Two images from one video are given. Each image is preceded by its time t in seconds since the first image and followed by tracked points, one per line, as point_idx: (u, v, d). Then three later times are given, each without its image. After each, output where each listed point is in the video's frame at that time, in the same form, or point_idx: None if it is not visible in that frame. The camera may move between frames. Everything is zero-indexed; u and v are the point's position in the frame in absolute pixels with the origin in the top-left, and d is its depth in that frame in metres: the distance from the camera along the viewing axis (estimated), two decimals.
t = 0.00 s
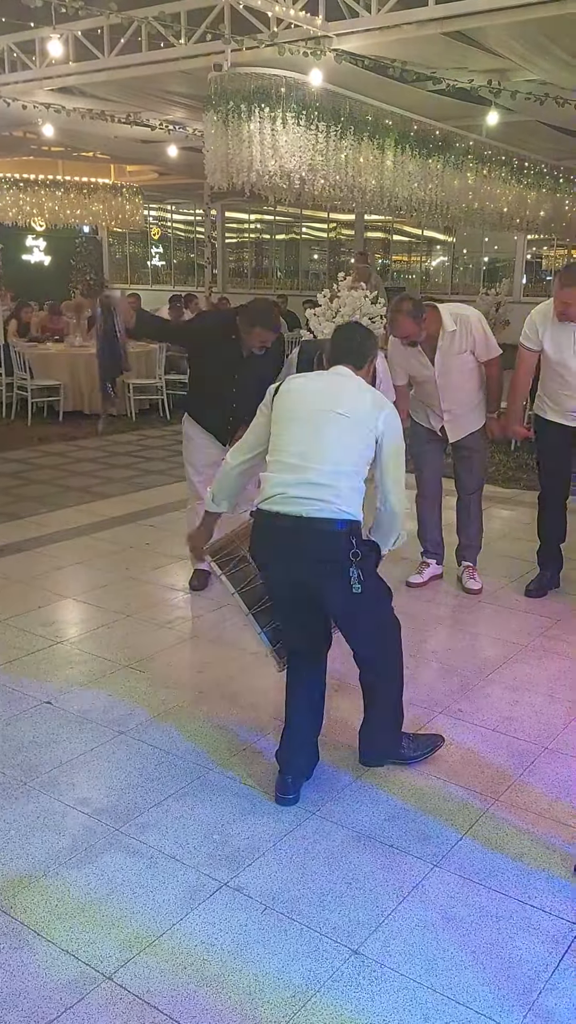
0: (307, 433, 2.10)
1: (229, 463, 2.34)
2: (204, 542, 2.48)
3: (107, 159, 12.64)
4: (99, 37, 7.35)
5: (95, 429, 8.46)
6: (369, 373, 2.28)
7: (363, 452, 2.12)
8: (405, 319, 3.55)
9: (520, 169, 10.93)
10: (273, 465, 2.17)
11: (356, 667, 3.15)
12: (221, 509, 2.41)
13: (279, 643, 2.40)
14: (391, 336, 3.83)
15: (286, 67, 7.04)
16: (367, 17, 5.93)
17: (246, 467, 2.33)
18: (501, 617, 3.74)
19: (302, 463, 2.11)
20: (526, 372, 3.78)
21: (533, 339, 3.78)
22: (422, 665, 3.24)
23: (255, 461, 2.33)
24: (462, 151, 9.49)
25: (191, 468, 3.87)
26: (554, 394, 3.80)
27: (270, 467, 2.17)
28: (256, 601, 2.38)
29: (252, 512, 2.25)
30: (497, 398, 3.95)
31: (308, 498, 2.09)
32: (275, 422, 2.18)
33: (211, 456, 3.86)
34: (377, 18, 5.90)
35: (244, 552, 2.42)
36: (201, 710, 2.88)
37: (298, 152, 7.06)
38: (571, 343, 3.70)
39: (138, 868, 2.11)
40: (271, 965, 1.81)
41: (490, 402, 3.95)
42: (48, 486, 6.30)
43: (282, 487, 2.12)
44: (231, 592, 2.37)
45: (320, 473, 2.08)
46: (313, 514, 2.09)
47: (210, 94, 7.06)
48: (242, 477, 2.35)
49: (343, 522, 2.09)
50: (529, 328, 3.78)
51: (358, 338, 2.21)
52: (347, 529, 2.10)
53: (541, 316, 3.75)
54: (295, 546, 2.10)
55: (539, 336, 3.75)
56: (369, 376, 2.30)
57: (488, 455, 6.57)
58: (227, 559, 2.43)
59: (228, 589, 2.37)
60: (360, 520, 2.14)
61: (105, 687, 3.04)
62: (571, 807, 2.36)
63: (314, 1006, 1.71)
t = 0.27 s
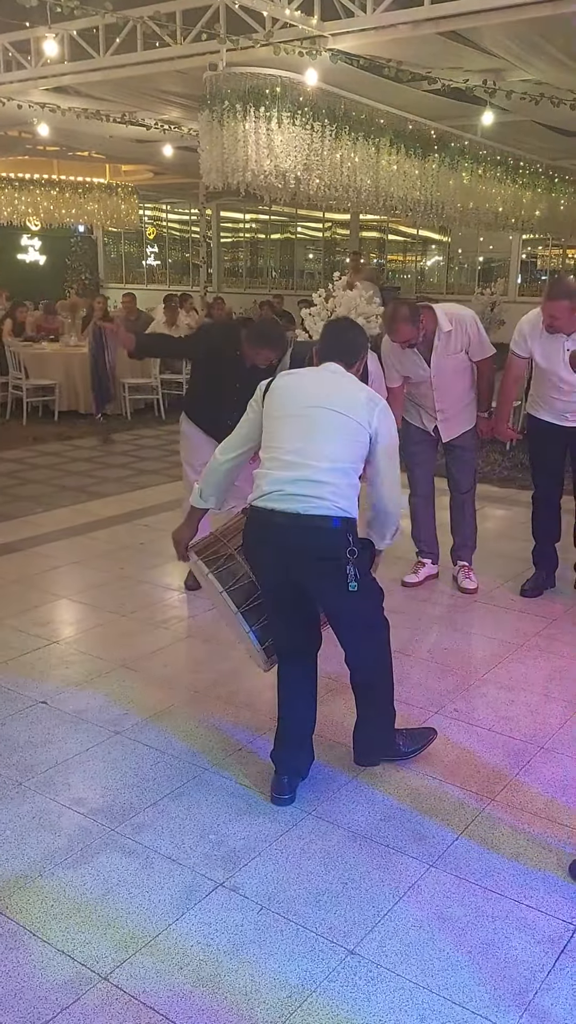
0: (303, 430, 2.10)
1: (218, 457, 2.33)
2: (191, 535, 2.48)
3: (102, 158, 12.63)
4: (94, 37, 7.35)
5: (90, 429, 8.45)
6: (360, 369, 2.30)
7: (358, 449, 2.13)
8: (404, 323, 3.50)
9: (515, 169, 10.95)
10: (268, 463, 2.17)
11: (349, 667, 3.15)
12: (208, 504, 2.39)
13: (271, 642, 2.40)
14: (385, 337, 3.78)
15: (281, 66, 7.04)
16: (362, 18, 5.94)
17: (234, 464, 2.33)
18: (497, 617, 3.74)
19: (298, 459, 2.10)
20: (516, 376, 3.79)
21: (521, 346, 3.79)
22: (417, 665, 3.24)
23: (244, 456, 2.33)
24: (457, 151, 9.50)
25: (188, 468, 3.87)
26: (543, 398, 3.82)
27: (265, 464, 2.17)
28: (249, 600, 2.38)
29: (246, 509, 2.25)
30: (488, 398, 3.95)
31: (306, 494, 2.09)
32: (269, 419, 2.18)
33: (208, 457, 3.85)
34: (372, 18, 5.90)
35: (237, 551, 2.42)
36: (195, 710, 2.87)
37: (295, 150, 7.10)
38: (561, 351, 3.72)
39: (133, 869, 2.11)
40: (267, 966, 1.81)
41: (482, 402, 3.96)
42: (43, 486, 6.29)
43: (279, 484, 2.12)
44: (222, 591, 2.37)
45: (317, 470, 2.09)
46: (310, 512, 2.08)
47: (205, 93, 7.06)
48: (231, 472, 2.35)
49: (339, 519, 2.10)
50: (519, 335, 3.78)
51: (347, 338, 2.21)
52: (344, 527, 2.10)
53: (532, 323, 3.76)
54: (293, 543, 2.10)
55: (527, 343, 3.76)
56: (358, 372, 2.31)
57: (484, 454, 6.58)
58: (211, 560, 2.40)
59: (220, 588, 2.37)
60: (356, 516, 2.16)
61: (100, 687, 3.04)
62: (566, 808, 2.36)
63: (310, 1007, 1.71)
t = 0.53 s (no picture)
0: (296, 429, 2.10)
1: (208, 455, 2.32)
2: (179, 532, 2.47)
3: (96, 157, 12.61)
4: (88, 35, 7.33)
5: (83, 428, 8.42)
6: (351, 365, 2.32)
7: (351, 446, 2.13)
8: (400, 325, 3.50)
9: (509, 168, 10.96)
10: (261, 461, 2.16)
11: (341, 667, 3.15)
12: (197, 500, 2.40)
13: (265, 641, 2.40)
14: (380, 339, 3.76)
15: (275, 65, 7.03)
16: (356, 17, 5.93)
17: (224, 462, 2.32)
18: (491, 616, 3.74)
19: (292, 459, 2.10)
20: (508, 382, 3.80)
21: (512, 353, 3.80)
22: (411, 665, 3.24)
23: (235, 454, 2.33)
24: (451, 151, 9.50)
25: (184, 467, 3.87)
26: (533, 399, 3.85)
27: (257, 462, 2.17)
28: (242, 598, 2.38)
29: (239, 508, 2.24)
30: (480, 398, 3.97)
31: (300, 494, 2.09)
32: (260, 418, 2.17)
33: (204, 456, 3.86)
34: (366, 16, 5.90)
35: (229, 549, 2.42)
36: (189, 710, 2.87)
37: (289, 149, 7.07)
38: (551, 357, 3.73)
39: (126, 869, 2.11)
40: (262, 965, 1.81)
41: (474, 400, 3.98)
42: (36, 485, 6.27)
43: (273, 484, 2.11)
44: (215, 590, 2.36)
45: (311, 470, 2.09)
46: (305, 511, 2.08)
47: (199, 92, 7.04)
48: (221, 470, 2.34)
49: (334, 518, 2.10)
50: (511, 338, 3.79)
51: (340, 335, 2.23)
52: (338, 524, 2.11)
53: (524, 328, 3.76)
54: (286, 541, 2.10)
55: (518, 350, 3.77)
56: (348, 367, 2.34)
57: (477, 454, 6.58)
58: (203, 561, 2.40)
59: (213, 587, 2.37)
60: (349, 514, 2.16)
61: (94, 687, 3.03)
62: (561, 808, 2.36)
63: (305, 1007, 1.70)
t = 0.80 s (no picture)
0: (292, 427, 2.10)
1: (206, 457, 2.33)
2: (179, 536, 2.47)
3: (94, 157, 12.60)
4: (85, 35, 7.33)
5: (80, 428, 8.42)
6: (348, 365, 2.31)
7: (346, 446, 2.14)
8: (395, 331, 3.49)
9: (507, 169, 10.97)
10: (257, 460, 2.16)
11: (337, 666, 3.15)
12: (197, 503, 2.40)
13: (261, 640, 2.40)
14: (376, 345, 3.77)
15: (273, 66, 7.02)
16: (354, 18, 5.94)
17: (221, 463, 2.33)
18: (487, 617, 3.75)
19: (288, 457, 2.10)
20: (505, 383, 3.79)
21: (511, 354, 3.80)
22: (407, 664, 3.25)
23: (232, 455, 2.33)
24: (448, 152, 9.51)
25: (181, 468, 3.86)
26: (531, 398, 3.85)
27: (254, 462, 2.17)
28: (239, 597, 2.38)
29: (236, 509, 2.24)
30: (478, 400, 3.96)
31: (297, 492, 2.08)
32: (256, 416, 2.17)
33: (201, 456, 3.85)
34: (364, 17, 5.91)
35: (227, 547, 2.42)
36: (186, 710, 2.87)
37: (287, 149, 7.07)
38: (548, 357, 3.70)
39: (123, 869, 2.10)
40: (259, 966, 1.80)
41: (472, 404, 3.97)
42: (33, 485, 6.26)
43: (270, 482, 2.11)
44: (212, 588, 2.36)
45: (307, 469, 2.09)
46: (301, 510, 2.09)
47: (197, 93, 7.04)
48: (218, 471, 2.35)
49: (330, 517, 2.10)
50: (508, 338, 3.80)
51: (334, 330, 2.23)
52: (335, 522, 2.11)
53: (521, 329, 3.76)
54: (282, 542, 2.10)
55: (517, 351, 3.77)
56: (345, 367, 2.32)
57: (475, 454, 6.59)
58: (199, 560, 2.40)
59: (210, 586, 2.36)
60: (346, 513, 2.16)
61: (91, 687, 3.03)
62: (558, 808, 2.37)
63: (302, 1007, 1.71)
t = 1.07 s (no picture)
0: (291, 427, 2.10)
1: (204, 458, 2.32)
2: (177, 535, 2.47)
3: (93, 155, 12.59)
4: (85, 33, 7.33)
5: (79, 427, 8.40)
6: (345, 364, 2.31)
7: (345, 445, 2.14)
8: (395, 334, 3.49)
9: (507, 169, 10.97)
10: (255, 460, 2.16)
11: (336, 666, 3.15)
12: (194, 502, 2.39)
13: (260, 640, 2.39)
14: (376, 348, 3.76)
15: (273, 65, 7.02)
16: (353, 17, 5.94)
17: (219, 464, 2.33)
18: (487, 617, 3.75)
19: (287, 457, 2.10)
20: (507, 384, 3.79)
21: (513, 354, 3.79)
22: (406, 664, 3.25)
23: (230, 456, 2.33)
24: (448, 151, 9.52)
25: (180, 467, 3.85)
26: (531, 399, 3.84)
27: (252, 461, 2.16)
28: (239, 597, 2.37)
29: (234, 509, 2.24)
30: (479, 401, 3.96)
31: (296, 492, 2.08)
32: (254, 416, 2.17)
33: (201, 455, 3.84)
34: (364, 16, 5.91)
35: (226, 546, 2.41)
36: (185, 710, 2.86)
37: (287, 148, 7.07)
38: (551, 358, 3.71)
39: (122, 869, 2.10)
40: (258, 965, 1.80)
41: (473, 405, 3.97)
42: (32, 484, 6.25)
43: (269, 482, 2.11)
44: (212, 587, 2.36)
45: (307, 468, 2.09)
46: (301, 510, 2.08)
47: (197, 92, 7.04)
48: (216, 472, 2.35)
49: (330, 516, 2.10)
50: (511, 339, 3.79)
51: (330, 327, 2.22)
52: (335, 522, 2.11)
53: (524, 330, 3.76)
54: (283, 542, 2.10)
55: (519, 352, 3.76)
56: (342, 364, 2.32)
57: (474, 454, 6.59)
58: (201, 560, 2.39)
59: (210, 585, 2.36)
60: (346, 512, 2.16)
61: (90, 687, 3.02)
62: (557, 807, 2.37)
63: (301, 1006, 1.71)
